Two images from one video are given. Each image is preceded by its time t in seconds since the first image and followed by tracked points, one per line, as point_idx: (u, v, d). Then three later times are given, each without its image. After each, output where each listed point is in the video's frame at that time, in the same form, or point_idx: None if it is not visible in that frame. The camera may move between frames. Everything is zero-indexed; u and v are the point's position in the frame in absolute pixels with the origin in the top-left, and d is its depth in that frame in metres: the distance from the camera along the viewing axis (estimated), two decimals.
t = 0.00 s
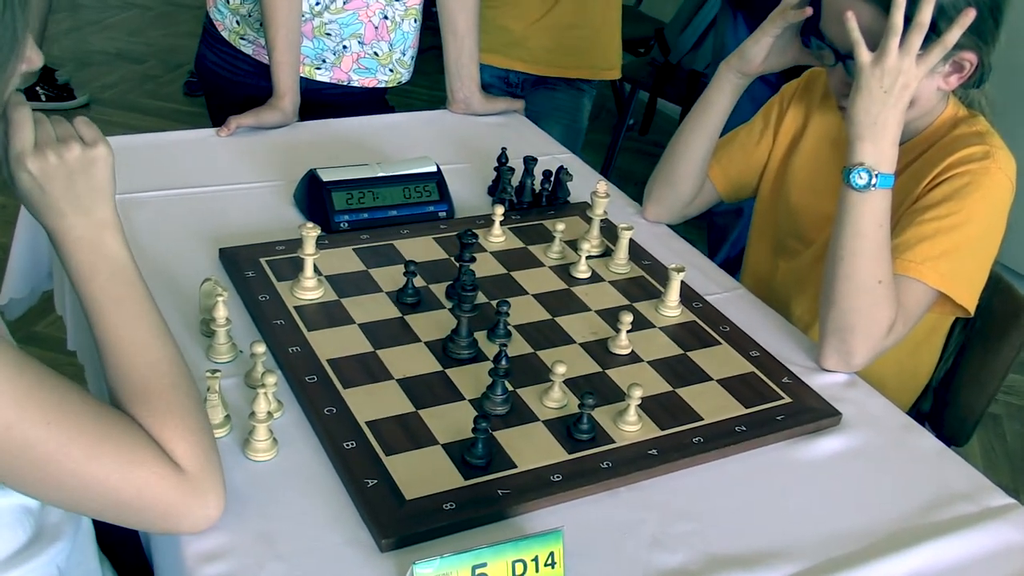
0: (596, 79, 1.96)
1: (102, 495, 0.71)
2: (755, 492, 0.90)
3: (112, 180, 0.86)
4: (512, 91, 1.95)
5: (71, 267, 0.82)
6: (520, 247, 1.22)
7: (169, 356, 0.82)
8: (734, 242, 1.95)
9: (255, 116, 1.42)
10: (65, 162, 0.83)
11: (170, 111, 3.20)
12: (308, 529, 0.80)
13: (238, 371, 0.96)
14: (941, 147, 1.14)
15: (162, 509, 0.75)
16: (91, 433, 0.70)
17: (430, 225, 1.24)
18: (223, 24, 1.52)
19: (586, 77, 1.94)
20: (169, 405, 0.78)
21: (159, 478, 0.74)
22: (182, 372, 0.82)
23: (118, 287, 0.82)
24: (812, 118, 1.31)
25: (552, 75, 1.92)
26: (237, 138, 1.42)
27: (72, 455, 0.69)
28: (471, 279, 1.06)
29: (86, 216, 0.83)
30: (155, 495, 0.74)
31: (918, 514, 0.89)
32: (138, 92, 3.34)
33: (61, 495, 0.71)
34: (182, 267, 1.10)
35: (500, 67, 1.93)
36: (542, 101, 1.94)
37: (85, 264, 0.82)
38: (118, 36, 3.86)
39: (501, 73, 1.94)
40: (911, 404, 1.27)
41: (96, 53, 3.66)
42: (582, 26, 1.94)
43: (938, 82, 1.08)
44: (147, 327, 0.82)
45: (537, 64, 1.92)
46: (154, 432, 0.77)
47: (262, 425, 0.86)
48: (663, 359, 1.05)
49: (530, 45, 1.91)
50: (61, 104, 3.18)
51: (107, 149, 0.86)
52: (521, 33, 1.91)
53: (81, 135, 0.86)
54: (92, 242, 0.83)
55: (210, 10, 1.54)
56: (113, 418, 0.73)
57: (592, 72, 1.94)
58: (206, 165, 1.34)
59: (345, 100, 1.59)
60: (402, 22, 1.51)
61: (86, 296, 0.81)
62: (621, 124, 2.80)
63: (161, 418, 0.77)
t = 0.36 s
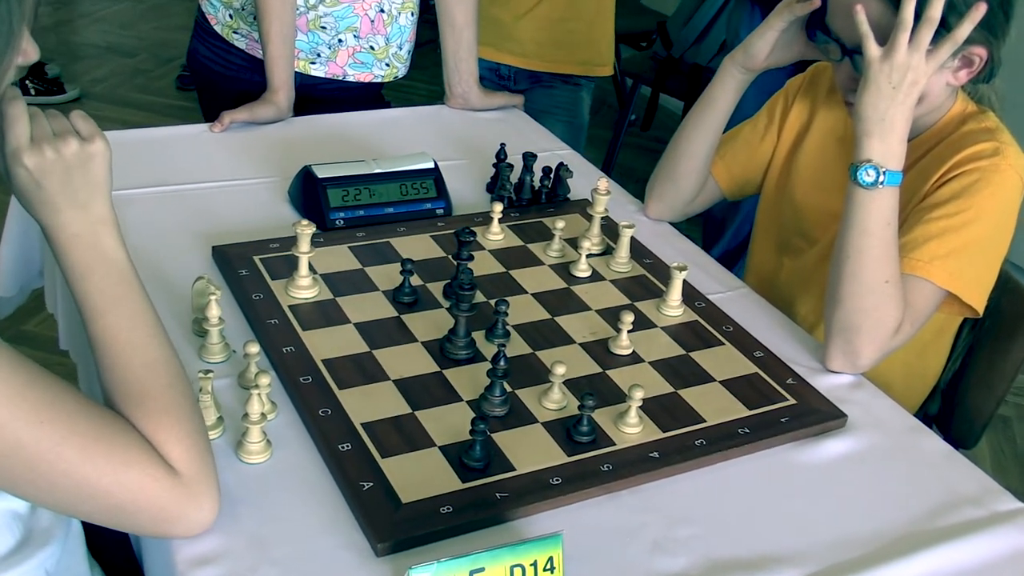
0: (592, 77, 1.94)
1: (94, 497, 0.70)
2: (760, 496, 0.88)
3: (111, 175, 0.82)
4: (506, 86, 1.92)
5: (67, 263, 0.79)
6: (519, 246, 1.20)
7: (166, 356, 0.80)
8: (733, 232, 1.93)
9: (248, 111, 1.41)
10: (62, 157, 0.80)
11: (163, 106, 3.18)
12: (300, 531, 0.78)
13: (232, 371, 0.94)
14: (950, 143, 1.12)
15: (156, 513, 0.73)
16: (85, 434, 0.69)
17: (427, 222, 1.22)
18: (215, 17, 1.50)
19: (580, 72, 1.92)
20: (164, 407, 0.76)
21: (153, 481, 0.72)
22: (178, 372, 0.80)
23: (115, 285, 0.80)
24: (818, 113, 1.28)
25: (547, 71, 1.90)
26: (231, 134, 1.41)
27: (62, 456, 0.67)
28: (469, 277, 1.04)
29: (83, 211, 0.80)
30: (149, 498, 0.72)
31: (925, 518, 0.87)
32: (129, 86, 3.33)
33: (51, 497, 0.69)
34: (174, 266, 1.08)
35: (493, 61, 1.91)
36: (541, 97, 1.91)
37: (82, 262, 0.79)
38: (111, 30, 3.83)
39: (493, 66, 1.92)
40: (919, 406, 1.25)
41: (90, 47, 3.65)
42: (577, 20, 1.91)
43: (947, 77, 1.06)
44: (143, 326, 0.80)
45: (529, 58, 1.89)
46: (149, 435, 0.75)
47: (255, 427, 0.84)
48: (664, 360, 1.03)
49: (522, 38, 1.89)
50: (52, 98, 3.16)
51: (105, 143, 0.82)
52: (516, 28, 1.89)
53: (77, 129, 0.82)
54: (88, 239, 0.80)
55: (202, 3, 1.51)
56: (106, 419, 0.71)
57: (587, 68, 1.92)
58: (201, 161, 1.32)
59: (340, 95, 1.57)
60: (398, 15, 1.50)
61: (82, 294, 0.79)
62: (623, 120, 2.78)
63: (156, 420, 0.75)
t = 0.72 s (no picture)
0: (594, 77, 1.93)
1: (93, 498, 0.69)
2: (765, 499, 0.87)
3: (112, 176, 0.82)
4: (508, 84, 1.91)
5: (68, 265, 0.79)
6: (521, 246, 1.19)
7: (167, 357, 0.79)
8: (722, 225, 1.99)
9: (248, 111, 1.41)
10: (60, 158, 0.79)
11: (162, 106, 3.17)
12: (303, 533, 0.77)
13: (232, 372, 0.93)
14: (956, 143, 1.11)
15: (156, 516, 0.72)
16: (86, 434, 0.68)
17: (428, 223, 1.21)
18: (215, 17, 1.49)
19: (582, 72, 1.91)
20: (165, 408, 0.76)
21: (153, 483, 0.71)
22: (180, 373, 0.79)
23: (116, 286, 0.79)
24: (823, 112, 1.28)
25: (548, 71, 1.89)
26: (230, 133, 1.40)
27: (61, 456, 0.66)
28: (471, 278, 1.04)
29: (83, 211, 0.79)
30: (148, 501, 0.71)
31: (930, 520, 0.86)
32: (128, 86, 3.32)
33: (50, 498, 0.68)
34: (173, 266, 1.07)
35: (496, 60, 1.90)
36: (543, 97, 1.91)
37: (83, 262, 0.78)
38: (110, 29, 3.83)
39: (495, 65, 1.91)
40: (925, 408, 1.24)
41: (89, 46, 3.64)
42: (578, 19, 1.90)
43: (954, 77, 1.05)
44: (143, 327, 0.79)
45: (531, 58, 1.88)
46: (149, 436, 0.74)
47: (256, 429, 0.83)
48: (667, 361, 1.02)
49: (525, 39, 1.88)
50: (50, 97, 3.16)
51: (105, 142, 0.81)
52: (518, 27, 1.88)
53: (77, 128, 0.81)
54: (90, 240, 0.79)
55: (202, 2, 1.51)
56: (107, 420, 0.71)
57: (589, 68, 1.91)
58: (200, 160, 1.31)
59: (341, 94, 1.56)
60: (400, 14, 1.49)
61: (83, 295, 0.78)
62: (625, 120, 2.77)
63: (157, 422, 0.75)
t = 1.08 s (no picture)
0: (597, 77, 1.92)
1: (98, 498, 0.69)
2: (768, 496, 0.87)
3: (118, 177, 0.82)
4: (513, 84, 1.91)
5: (74, 265, 0.79)
6: (523, 245, 1.20)
7: (172, 357, 0.79)
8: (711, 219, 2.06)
9: (250, 111, 1.41)
10: (65, 159, 0.79)
11: (164, 106, 3.17)
12: (307, 532, 0.77)
13: (236, 372, 0.93)
14: (958, 140, 1.11)
15: (161, 516, 0.72)
16: (90, 434, 0.68)
17: (430, 222, 1.21)
18: (218, 16, 1.50)
19: (586, 71, 1.91)
20: (170, 408, 0.76)
21: (157, 482, 0.72)
22: (186, 373, 0.80)
23: (122, 286, 0.79)
24: (825, 110, 1.28)
25: (553, 70, 1.89)
26: (233, 133, 1.40)
27: (66, 456, 0.66)
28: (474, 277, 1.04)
29: (89, 212, 0.79)
30: (152, 501, 0.71)
31: (933, 518, 0.86)
32: (130, 86, 3.32)
33: (55, 498, 0.68)
34: (177, 265, 1.07)
35: (500, 60, 1.90)
36: (547, 95, 1.91)
37: (89, 262, 0.79)
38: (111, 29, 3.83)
39: (499, 65, 1.91)
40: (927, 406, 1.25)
41: (90, 47, 3.64)
42: (581, 19, 1.89)
43: (955, 74, 1.05)
44: (149, 327, 0.79)
45: (536, 58, 1.89)
46: (153, 436, 0.74)
47: (260, 428, 0.83)
48: (670, 360, 1.02)
49: (529, 39, 1.88)
50: (53, 98, 3.16)
51: (110, 143, 0.81)
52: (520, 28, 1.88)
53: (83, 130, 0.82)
54: (95, 240, 0.79)
55: (205, 2, 1.51)
56: (111, 420, 0.71)
57: (593, 67, 1.91)
58: (203, 160, 1.31)
59: (343, 94, 1.56)
60: (402, 13, 1.50)
61: (89, 296, 0.78)
62: (627, 118, 2.77)
63: (161, 422, 0.75)
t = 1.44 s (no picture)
0: (601, 77, 1.91)
1: (103, 496, 0.69)
2: (770, 496, 0.87)
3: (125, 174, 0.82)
4: (516, 83, 1.93)
5: (81, 263, 0.79)
6: (526, 245, 1.20)
7: (178, 354, 0.79)
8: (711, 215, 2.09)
9: (254, 109, 1.40)
10: (71, 154, 0.79)
11: (166, 104, 3.17)
12: (310, 530, 0.77)
13: (239, 370, 0.93)
14: (961, 142, 1.12)
15: (165, 513, 0.72)
16: (95, 432, 0.68)
17: (433, 221, 1.21)
18: (222, 15, 1.50)
19: (590, 71, 1.90)
20: (176, 406, 0.76)
21: (162, 479, 0.72)
22: (192, 370, 0.80)
23: (129, 284, 0.79)
24: (827, 112, 1.28)
25: (557, 69, 1.89)
26: (236, 132, 1.40)
27: (72, 453, 0.67)
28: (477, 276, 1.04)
29: (95, 209, 0.79)
30: (157, 498, 0.71)
31: (934, 518, 0.86)
32: (132, 84, 3.32)
33: (60, 495, 0.68)
34: (180, 263, 1.07)
35: (502, 59, 1.92)
36: (550, 94, 1.92)
37: (97, 260, 0.79)
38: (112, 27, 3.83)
39: (503, 65, 1.92)
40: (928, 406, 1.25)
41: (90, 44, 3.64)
42: (587, 19, 1.88)
43: (959, 76, 1.05)
44: (155, 325, 0.79)
45: (540, 58, 1.89)
46: (158, 433, 0.74)
47: (264, 427, 0.83)
48: (673, 359, 1.02)
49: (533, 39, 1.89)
50: (54, 96, 3.16)
51: (117, 140, 0.81)
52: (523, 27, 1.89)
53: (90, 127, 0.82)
54: (102, 237, 0.79)
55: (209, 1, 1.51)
56: (117, 416, 0.71)
57: (596, 68, 1.89)
58: (206, 158, 1.31)
59: (347, 93, 1.56)
60: (406, 13, 1.50)
61: (96, 293, 0.78)
62: (628, 119, 2.77)
63: (167, 420, 0.75)
